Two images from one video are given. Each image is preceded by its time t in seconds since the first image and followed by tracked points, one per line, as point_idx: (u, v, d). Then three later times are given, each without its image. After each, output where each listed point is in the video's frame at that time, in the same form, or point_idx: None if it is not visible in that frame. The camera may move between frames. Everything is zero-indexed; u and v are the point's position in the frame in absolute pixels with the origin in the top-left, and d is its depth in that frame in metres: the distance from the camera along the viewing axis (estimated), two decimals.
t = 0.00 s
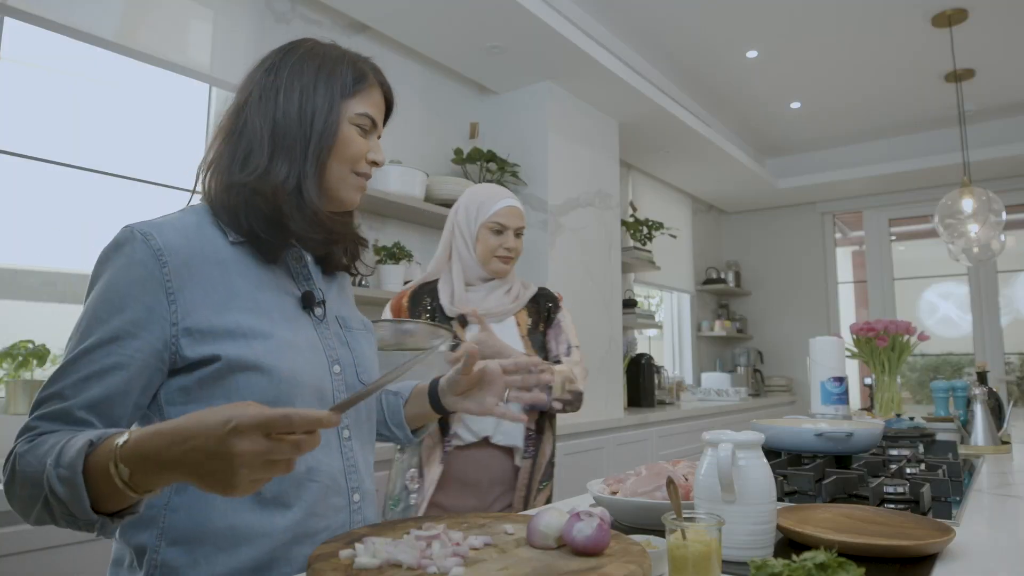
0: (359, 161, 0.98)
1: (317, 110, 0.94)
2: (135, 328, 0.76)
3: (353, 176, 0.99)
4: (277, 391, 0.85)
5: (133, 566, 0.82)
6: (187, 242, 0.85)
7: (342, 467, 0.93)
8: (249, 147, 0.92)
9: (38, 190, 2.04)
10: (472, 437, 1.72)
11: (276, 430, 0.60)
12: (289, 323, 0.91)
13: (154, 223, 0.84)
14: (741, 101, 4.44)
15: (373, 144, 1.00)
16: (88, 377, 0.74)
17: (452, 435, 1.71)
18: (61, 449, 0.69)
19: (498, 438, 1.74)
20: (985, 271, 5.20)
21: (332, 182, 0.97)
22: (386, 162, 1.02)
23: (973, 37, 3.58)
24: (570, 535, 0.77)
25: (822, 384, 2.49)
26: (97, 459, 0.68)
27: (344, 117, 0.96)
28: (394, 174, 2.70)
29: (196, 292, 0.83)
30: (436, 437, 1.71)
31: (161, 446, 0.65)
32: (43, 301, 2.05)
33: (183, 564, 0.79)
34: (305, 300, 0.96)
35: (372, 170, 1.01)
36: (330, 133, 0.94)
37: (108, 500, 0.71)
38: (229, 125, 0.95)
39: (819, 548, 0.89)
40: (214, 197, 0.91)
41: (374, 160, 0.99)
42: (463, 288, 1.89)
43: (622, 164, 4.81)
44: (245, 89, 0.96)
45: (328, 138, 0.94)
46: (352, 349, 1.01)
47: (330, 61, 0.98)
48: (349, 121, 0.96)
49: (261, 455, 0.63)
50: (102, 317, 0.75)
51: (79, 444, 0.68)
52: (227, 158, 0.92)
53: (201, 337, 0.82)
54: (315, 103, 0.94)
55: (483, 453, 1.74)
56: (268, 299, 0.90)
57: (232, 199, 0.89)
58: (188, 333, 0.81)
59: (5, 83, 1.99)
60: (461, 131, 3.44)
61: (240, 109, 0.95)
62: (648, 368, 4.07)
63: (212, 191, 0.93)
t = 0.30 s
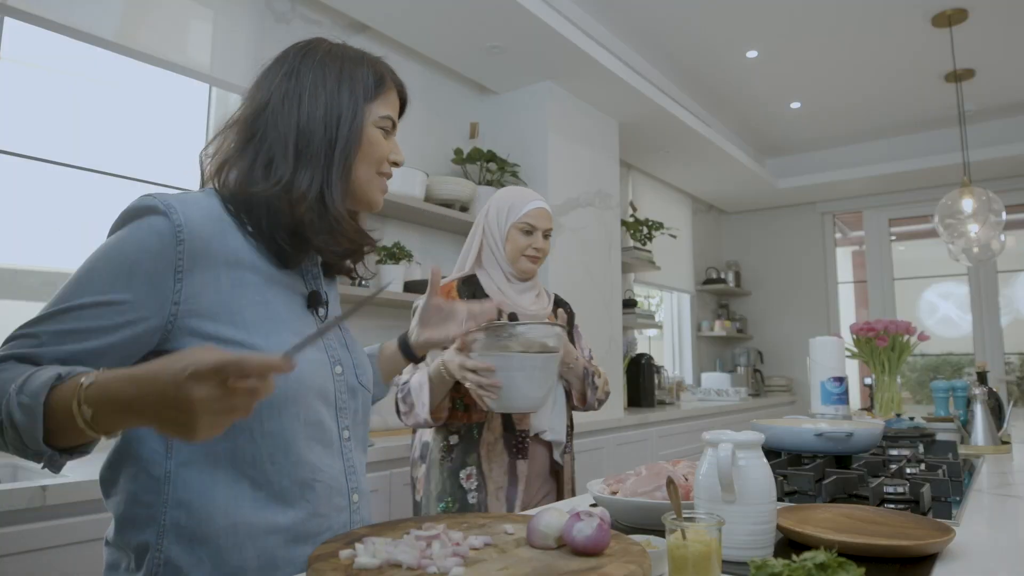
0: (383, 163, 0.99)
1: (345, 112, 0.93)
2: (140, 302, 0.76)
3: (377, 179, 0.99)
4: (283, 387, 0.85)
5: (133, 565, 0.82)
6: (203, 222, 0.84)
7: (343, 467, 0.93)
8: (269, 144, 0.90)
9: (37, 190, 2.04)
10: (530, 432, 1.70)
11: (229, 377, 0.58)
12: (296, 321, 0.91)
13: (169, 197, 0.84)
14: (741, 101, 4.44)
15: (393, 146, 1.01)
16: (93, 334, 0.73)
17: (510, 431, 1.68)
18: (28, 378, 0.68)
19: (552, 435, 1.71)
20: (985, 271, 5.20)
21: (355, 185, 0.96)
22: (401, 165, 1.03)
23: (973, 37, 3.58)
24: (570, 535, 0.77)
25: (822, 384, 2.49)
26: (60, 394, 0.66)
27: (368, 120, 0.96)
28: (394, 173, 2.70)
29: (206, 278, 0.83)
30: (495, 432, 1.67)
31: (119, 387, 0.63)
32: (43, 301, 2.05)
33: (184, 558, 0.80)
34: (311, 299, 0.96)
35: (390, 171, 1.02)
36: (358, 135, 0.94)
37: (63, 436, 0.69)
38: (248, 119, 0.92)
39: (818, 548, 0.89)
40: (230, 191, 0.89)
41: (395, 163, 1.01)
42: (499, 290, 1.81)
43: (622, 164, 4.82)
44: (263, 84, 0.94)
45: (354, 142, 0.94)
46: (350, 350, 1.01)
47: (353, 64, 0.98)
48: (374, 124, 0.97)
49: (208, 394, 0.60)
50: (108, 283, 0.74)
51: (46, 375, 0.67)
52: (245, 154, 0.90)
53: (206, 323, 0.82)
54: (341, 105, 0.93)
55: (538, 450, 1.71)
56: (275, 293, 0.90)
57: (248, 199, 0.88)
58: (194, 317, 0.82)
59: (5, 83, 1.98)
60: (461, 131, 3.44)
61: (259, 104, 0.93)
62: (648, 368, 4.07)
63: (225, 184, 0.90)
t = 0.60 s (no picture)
0: (373, 168, 0.97)
1: (338, 117, 0.91)
2: (167, 314, 0.75)
3: (368, 183, 0.97)
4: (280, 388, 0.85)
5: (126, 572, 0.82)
6: (200, 225, 0.84)
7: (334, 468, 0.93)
8: (271, 144, 0.88)
9: (38, 190, 2.04)
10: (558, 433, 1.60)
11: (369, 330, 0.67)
12: (290, 322, 0.91)
13: (167, 203, 0.83)
14: (740, 101, 4.44)
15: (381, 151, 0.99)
16: (131, 357, 0.71)
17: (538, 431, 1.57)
18: (156, 407, 0.68)
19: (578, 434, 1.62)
20: (985, 271, 5.20)
21: (354, 184, 0.95)
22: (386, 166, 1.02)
23: (973, 37, 3.58)
24: (570, 535, 0.77)
25: (822, 384, 2.49)
26: (207, 402, 0.68)
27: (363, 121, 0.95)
28: (394, 173, 2.70)
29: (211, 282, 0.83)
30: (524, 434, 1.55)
31: (275, 374, 0.67)
32: (44, 301, 2.05)
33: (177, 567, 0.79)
34: (301, 300, 0.96)
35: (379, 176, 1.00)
36: (352, 140, 0.92)
37: (212, 448, 0.71)
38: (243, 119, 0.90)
39: (819, 548, 0.89)
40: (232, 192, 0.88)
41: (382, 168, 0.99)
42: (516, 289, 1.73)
43: (622, 164, 4.81)
44: (257, 82, 0.91)
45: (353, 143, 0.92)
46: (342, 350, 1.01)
47: (345, 63, 0.95)
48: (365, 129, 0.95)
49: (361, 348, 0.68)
50: (137, 302, 0.73)
51: (181, 396, 0.68)
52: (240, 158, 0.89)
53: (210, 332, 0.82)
54: (339, 105, 0.92)
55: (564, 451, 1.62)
56: (269, 296, 0.90)
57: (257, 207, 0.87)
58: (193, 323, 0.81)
59: (4, 82, 1.98)
60: (461, 131, 3.44)
61: (255, 103, 0.90)
62: (648, 368, 4.07)
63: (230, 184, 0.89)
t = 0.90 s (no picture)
0: (362, 163, 0.98)
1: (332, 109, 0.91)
2: (158, 332, 0.75)
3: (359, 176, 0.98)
4: (280, 392, 0.85)
5: (129, 570, 0.82)
6: (197, 239, 0.84)
7: (336, 470, 0.93)
8: (268, 141, 0.88)
9: (38, 190, 2.04)
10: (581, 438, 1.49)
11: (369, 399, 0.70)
12: (292, 325, 0.91)
13: (164, 217, 0.82)
14: (740, 101, 4.44)
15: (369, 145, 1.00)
16: (127, 381, 0.73)
17: (563, 436, 1.45)
18: (160, 451, 0.71)
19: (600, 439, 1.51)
20: (985, 271, 5.20)
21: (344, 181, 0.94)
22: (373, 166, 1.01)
23: (973, 37, 3.58)
24: (570, 535, 0.77)
25: (822, 384, 2.49)
26: (207, 445, 0.72)
27: (354, 118, 0.95)
28: (394, 173, 2.70)
29: (212, 295, 0.82)
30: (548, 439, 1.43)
31: (268, 432, 0.70)
32: (44, 301, 2.05)
33: (178, 567, 0.79)
34: (305, 302, 0.95)
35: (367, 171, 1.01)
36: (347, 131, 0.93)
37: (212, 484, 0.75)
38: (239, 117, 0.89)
39: (819, 548, 0.89)
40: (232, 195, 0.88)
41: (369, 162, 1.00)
42: (531, 281, 1.61)
43: (622, 164, 4.82)
44: (249, 78, 0.91)
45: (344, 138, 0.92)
46: (345, 351, 1.01)
47: (337, 60, 0.96)
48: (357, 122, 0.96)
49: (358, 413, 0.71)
50: (131, 323, 0.74)
51: (184, 440, 0.72)
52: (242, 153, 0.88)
53: (214, 345, 0.81)
54: (331, 102, 0.91)
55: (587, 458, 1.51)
56: (273, 302, 0.89)
57: (262, 195, 0.86)
58: (197, 336, 0.81)
59: (4, 82, 1.98)
60: (461, 131, 3.44)
61: (249, 99, 0.90)
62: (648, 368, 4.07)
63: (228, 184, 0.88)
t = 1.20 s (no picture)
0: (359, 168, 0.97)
1: (330, 113, 0.91)
2: (158, 331, 0.75)
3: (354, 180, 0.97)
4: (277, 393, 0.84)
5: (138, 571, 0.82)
6: (198, 239, 0.83)
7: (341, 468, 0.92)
8: (261, 142, 0.88)
9: (38, 190, 2.04)
10: (597, 440, 1.40)
11: (330, 363, 0.62)
12: (293, 324, 0.91)
13: (163, 217, 0.82)
14: (740, 101, 4.44)
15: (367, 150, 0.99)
16: (124, 379, 0.72)
17: (575, 441, 1.36)
18: (149, 430, 0.69)
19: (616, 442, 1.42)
20: (985, 271, 5.20)
21: (338, 185, 0.94)
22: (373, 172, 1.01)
23: (973, 37, 3.58)
24: (570, 535, 0.77)
25: (822, 384, 2.49)
26: (194, 432, 0.69)
27: (353, 122, 0.94)
28: (394, 173, 2.70)
29: (214, 295, 0.82)
30: (558, 444, 1.35)
31: (248, 399, 0.67)
32: (43, 301, 2.05)
33: (188, 568, 0.80)
34: (306, 301, 0.94)
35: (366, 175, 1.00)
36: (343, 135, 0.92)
37: (205, 477, 0.72)
38: (236, 118, 0.89)
39: (818, 548, 0.89)
40: (227, 197, 0.88)
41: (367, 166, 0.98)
42: (542, 276, 1.48)
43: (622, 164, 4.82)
44: (246, 78, 0.91)
45: (339, 143, 0.91)
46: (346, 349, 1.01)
47: (337, 63, 0.95)
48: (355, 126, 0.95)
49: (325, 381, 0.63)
50: (130, 320, 0.73)
51: (174, 420, 0.70)
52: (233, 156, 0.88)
53: (214, 344, 0.81)
54: (328, 107, 0.91)
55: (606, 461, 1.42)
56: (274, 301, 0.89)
57: (260, 196, 0.86)
58: (198, 336, 0.81)
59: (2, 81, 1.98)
60: (461, 131, 3.44)
61: (247, 99, 0.90)
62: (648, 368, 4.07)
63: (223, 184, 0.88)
